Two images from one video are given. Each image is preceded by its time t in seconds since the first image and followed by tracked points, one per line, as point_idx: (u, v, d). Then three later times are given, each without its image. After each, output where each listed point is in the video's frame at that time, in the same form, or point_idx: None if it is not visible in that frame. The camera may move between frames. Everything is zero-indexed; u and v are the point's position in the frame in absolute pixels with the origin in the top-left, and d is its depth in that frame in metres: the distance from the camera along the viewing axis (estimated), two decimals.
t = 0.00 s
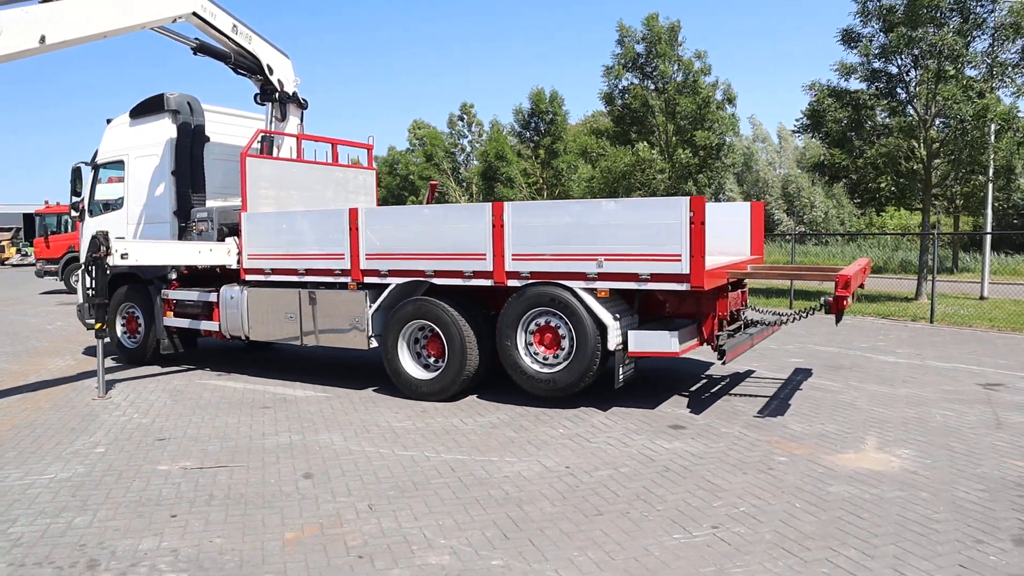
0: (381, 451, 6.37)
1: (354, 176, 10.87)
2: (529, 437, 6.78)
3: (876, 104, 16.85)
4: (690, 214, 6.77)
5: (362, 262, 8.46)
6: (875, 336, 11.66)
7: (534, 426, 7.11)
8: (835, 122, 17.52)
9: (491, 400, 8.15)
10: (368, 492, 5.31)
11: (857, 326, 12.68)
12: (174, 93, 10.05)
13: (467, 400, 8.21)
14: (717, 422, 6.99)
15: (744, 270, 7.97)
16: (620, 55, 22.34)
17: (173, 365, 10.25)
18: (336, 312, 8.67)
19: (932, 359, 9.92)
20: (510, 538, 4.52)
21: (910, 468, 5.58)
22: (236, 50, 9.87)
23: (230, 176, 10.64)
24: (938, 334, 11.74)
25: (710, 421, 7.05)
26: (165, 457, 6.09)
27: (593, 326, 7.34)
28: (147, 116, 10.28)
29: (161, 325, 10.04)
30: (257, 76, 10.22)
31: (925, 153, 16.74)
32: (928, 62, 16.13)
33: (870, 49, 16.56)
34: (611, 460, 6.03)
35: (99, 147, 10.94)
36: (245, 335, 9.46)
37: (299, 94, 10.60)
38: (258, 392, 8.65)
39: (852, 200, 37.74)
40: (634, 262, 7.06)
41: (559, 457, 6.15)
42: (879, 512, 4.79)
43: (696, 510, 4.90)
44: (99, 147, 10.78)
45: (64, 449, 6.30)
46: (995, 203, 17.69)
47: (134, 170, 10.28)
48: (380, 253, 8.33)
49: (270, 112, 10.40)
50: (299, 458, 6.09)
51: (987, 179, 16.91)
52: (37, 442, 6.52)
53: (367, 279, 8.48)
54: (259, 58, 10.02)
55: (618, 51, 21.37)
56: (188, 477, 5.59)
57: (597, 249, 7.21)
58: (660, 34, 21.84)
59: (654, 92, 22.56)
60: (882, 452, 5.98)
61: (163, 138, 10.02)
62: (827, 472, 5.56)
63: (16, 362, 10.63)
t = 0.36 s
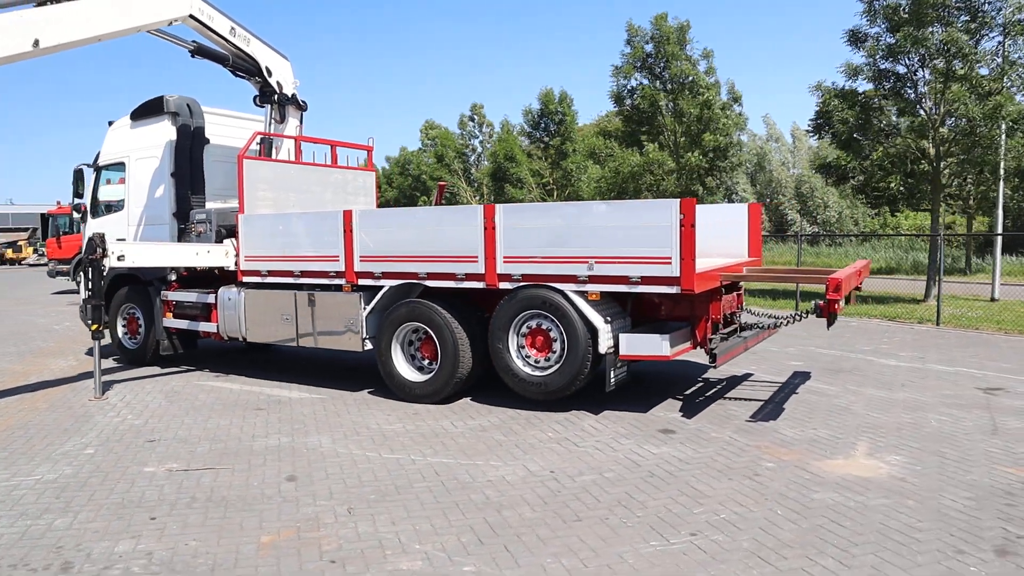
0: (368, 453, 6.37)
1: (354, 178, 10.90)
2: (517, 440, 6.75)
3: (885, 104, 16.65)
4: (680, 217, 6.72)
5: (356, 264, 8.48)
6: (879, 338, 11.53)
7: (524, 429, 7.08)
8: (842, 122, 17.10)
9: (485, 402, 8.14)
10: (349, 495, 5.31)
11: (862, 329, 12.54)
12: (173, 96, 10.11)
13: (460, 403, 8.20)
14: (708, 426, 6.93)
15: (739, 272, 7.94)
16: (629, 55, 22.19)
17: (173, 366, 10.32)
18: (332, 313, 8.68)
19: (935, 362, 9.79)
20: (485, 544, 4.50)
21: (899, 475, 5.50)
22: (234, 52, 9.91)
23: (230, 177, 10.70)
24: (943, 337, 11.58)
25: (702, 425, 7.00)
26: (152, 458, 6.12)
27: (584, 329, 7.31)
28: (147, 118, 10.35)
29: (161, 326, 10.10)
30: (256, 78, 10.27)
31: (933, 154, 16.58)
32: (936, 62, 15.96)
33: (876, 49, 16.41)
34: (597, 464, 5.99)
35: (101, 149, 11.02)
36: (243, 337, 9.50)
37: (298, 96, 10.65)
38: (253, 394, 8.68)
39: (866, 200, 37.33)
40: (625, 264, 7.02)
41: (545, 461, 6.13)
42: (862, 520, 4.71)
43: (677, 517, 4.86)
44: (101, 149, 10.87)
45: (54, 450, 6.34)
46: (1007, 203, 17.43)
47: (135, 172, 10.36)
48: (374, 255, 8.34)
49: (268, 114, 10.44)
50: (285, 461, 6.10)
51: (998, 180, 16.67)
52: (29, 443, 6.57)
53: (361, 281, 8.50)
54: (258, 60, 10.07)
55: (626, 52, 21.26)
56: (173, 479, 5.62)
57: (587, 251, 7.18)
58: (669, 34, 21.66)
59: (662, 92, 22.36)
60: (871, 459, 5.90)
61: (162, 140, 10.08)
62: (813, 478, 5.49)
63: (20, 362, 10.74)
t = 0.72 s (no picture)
0: (363, 450, 6.43)
1: (364, 178, 11.03)
2: (513, 439, 6.76)
3: (905, 103, 16.49)
4: (677, 215, 6.69)
5: (361, 263, 8.55)
6: (894, 339, 11.35)
7: (522, 427, 7.09)
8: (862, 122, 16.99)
9: (487, 401, 8.16)
10: (338, 490, 5.37)
11: (878, 329, 12.35)
12: (187, 98, 10.29)
13: (462, 401, 8.23)
14: (706, 426, 6.88)
15: (743, 271, 7.89)
16: (648, 55, 22.07)
17: (186, 363, 10.50)
18: (337, 311, 8.77)
19: (948, 363, 9.61)
20: (465, 539, 4.53)
21: (893, 476, 5.42)
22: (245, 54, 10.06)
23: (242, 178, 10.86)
24: (960, 338, 11.37)
25: (700, 424, 6.95)
26: (152, 452, 6.24)
27: (583, 328, 7.30)
28: (162, 120, 10.54)
29: (174, 324, 10.28)
30: (267, 79, 10.42)
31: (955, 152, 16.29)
32: (957, 60, 15.72)
33: (895, 48, 16.19)
34: (589, 463, 5.98)
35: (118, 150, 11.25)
36: (252, 334, 9.64)
37: (309, 97, 10.78)
38: (260, 391, 8.80)
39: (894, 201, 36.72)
40: (623, 263, 7.00)
41: (537, 459, 6.13)
42: (848, 520, 4.65)
43: (661, 516, 4.84)
44: (117, 150, 11.10)
45: (59, 443, 6.50)
46: None
47: (149, 172, 10.56)
48: (378, 254, 8.41)
49: (279, 115, 10.57)
50: (281, 456, 6.18)
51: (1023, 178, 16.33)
52: (37, 436, 6.74)
53: (366, 280, 8.57)
54: (269, 62, 10.21)
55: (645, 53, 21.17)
56: (169, 473, 5.73)
57: (586, 250, 7.17)
58: (688, 34, 21.54)
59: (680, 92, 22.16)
60: (867, 459, 5.81)
61: (176, 141, 10.26)
62: (805, 478, 5.43)
63: (39, 359, 10.99)
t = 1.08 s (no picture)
0: (364, 450, 6.50)
1: (379, 181, 11.18)
2: (514, 440, 6.79)
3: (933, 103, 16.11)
4: (679, 217, 6.65)
5: (370, 265, 8.65)
6: (915, 342, 11.14)
7: (524, 429, 7.11)
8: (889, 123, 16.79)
9: (493, 402, 8.20)
10: (334, 489, 5.44)
11: (899, 332, 12.12)
12: (205, 102, 10.50)
13: (469, 402, 8.28)
14: (709, 429, 6.83)
15: (750, 273, 7.86)
16: (672, 56, 21.93)
17: (204, 363, 10.71)
18: (347, 312, 8.87)
19: (967, 367, 9.40)
20: (451, 540, 4.56)
21: (891, 483, 5.33)
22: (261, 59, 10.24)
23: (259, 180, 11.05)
24: (983, 342, 11.11)
25: (702, 428, 6.90)
26: (158, 450, 6.39)
27: (586, 330, 7.30)
28: (181, 124, 10.77)
29: (192, 325, 10.50)
30: (283, 83, 10.58)
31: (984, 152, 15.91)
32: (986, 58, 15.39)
33: (921, 46, 15.90)
34: (586, 465, 5.98)
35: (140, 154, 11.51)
36: (267, 335, 9.79)
37: (324, 100, 10.92)
38: (272, 391, 8.94)
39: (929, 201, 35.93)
40: (626, 265, 6.99)
41: (535, 461, 6.15)
42: (838, 527, 4.60)
43: (650, 519, 4.83)
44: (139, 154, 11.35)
45: (72, 440, 6.68)
46: None
47: (169, 176, 10.80)
48: (387, 256, 8.50)
49: (296, 118, 10.72)
50: (283, 455, 6.29)
51: None
52: (52, 433, 6.93)
53: (375, 281, 8.67)
54: (285, 66, 10.37)
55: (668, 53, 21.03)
56: (173, 471, 5.86)
57: (590, 251, 7.17)
58: (712, 34, 21.34)
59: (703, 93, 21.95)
60: (867, 465, 5.73)
61: (194, 145, 10.48)
62: (801, 484, 5.37)
63: (65, 358, 11.30)
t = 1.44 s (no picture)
0: (349, 449, 6.50)
1: (378, 180, 11.19)
2: (500, 440, 6.75)
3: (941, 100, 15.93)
4: (667, 215, 6.58)
5: (363, 263, 8.65)
6: (918, 343, 10.98)
7: (512, 429, 7.08)
8: (896, 122, 16.60)
9: (484, 402, 8.17)
10: (313, 488, 5.44)
11: (903, 333, 11.96)
12: (203, 102, 10.56)
13: (460, 402, 8.25)
14: (697, 430, 6.76)
15: (743, 272, 7.79)
16: (680, 54, 21.81)
17: (202, 362, 10.76)
18: (340, 311, 8.88)
19: (969, 369, 9.26)
20: (423, 540, 4.54)
21: (875, 486, 5.25)
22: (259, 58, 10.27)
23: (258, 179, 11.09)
24: (989, 343, 10.93)
25: (691, 428, 6.84)
26: (144, 448, 6.42)
27: (576, 329, 7.25)
28: (180, 123, 10.84)
29: (190, 323, 10.55)
30: (281, 83, 10.61)
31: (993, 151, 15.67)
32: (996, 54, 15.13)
33: (930, 44, 15.70)
34: (569, 465, 5.94)
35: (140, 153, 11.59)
36: (263, 333, 9.82)
37: (323, 99, 10.94)
38: (266, 389, 8.96)
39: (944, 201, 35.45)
40: (615, 264, 6.93)
41: (518, 460, 6.12)
42: (815, 530, 4.53)
43: (626, 520, 4.78)
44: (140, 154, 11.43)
45: (61, 438, 6.73)
46: None
47: (168, 175, 10.86)
48: (379, 255, 8.50)
49: (294, 118, 10.75)
50: (268, 454, 6.29)
51: None
52: (42, 430, 6.99)
53: (368, 280, 8.67)
54: (282, 65, 10.40)
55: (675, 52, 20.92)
56: (156, 468, 5.88)
57: (579, 250, 7.12)
58: (720, 32, 21.18)
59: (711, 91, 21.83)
60: (853, 467, 5.65)
61: (193, 144, 10.54)
62: (783, 485, 5.30)
63: (66, 356, 11.39)
